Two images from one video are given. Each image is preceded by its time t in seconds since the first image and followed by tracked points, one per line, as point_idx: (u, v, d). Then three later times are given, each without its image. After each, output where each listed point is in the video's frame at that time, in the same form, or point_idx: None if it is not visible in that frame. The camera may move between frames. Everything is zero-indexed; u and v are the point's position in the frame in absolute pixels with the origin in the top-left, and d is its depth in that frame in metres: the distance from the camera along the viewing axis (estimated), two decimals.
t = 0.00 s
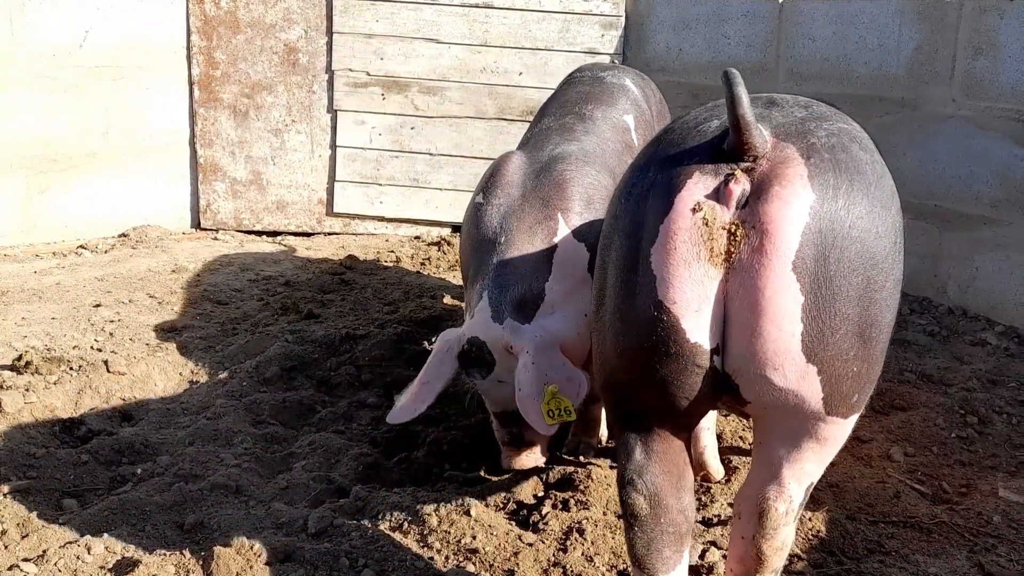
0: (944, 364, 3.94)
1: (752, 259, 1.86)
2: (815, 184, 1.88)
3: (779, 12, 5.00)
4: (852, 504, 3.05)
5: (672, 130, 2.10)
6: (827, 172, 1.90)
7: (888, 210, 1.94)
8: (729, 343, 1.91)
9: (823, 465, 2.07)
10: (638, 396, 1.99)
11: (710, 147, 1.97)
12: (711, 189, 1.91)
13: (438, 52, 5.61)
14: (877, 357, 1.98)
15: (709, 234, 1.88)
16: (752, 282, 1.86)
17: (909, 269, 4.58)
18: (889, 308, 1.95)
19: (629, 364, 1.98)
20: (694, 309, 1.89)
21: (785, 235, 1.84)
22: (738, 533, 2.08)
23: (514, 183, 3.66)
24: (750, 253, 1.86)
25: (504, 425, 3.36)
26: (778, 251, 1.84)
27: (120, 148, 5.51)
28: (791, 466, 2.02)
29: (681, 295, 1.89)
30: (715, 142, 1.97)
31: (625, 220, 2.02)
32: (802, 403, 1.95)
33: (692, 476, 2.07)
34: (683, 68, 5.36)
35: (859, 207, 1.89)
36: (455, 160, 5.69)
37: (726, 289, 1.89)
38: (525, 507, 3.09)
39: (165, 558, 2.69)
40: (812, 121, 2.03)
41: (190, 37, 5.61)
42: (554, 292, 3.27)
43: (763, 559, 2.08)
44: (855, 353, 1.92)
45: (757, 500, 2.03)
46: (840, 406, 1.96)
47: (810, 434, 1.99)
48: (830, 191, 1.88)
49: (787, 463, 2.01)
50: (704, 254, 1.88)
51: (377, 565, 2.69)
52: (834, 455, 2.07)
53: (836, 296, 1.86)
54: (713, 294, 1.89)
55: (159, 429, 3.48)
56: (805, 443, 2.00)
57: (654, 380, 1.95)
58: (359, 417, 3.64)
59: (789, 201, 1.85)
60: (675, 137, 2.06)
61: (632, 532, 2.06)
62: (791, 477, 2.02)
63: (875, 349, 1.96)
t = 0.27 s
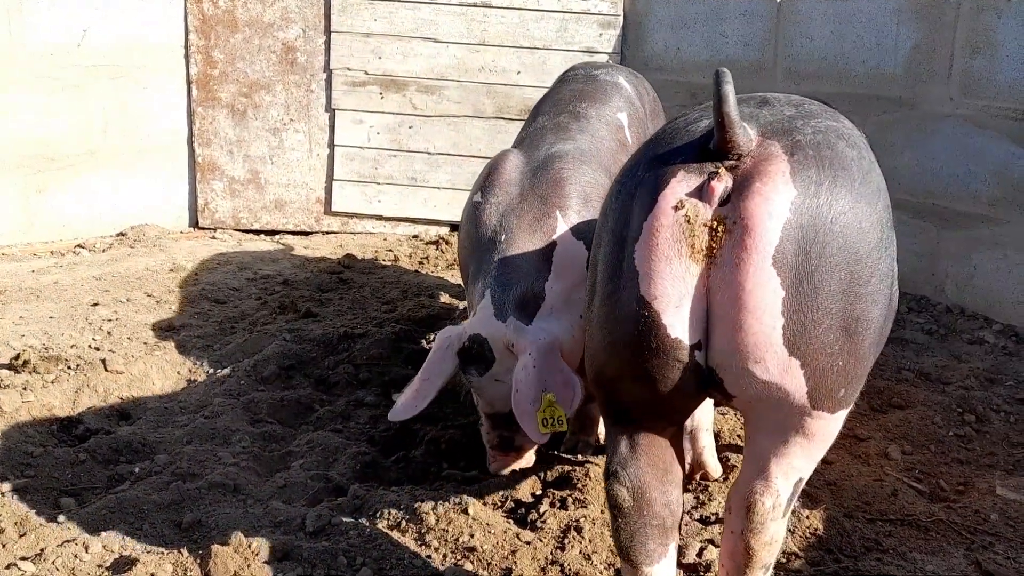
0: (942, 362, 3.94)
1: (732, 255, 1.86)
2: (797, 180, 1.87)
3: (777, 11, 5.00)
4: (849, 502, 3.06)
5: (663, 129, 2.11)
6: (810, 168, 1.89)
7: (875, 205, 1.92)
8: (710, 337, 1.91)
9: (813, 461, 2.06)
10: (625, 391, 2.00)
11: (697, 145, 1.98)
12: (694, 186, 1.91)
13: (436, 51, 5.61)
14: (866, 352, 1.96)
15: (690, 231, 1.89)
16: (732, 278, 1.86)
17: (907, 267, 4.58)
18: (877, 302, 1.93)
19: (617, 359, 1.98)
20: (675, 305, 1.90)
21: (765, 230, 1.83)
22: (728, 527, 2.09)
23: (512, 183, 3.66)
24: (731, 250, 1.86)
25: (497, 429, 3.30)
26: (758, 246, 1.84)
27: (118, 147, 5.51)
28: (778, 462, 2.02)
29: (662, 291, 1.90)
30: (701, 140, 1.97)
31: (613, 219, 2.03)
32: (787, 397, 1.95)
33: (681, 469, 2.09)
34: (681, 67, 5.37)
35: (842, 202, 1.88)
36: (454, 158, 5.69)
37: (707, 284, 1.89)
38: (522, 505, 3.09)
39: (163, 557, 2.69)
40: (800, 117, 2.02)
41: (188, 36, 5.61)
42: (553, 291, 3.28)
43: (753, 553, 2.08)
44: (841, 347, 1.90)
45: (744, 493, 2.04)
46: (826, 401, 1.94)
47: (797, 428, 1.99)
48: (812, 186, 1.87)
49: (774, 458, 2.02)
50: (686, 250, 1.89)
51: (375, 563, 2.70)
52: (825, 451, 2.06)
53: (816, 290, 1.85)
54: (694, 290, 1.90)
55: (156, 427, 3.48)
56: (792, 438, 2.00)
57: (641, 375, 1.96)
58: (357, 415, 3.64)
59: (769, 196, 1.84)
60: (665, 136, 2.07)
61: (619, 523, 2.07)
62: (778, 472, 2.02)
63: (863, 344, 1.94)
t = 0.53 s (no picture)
0: (941, 369, 3.94)
1: (747, 262, 1.86)
2: (812, 189, 1.88)
3: (775, 19, 5.00)
4: (849, 508, 3.06)
5: (681, 139, 2.13)
6: (825, 179, 1.90)
7: (888, 217, 1.94)
8: (724, 343, 1.91)
9: (824, 467, 2.05)
10: (638, 388, 2.00)
11: (714, 155, 1.99)
12: (710, 195, 1.93)
13: (436, 57, 5.63)
14: (878, 360, 1.97)
15: (706, 239, 1.90)
16: (747, 285, 1.86)
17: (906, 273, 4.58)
18: (888, 313, 1.94)
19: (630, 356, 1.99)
20: (691, 311, 1.91)
21: (781, 239, 1.84)
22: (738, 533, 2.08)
23: (508, 191, 3.67)
24: (746, 258, 1.86)
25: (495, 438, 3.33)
26: (773, 256, 1.84)
27: (118, 153, 5.51)
28: (791, 468, 2.01)
29: (676, 295, 1.91)
30: (717, 151, 1.99)
31: (629, 227, 2.05)
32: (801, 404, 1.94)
33: (689, 471, 2.07)
34: (681, 73, 5.37)
35: (857, 212, 1.89)
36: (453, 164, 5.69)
37: (722, 291, 1.90)
38: (521, 511, 3.09)
39: (162, 562, 2.68)
40: (818, 128, 2.04)
41: (188, 42, 5.62)
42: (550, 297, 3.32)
43: (763, 558, 2.07)
44: (852, 356, 1.91)
45: (756, 500, 2.03)
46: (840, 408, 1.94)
47: (809, 434, 1.98)
48: (827, 197, 1.88)
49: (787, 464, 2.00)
50: (701, 257, 1.90)
51: (374, 569, 2.69)
52: (836, 458, 2.05)
53: (829, 299, 1.86)
54: (708, 297, 1.91)
55: (156, 433, 3.48)
56: (805, 444, 1.99)
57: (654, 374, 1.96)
58: (356, 421, 3.64)
59: (785, 207, 1.85)
60: (682, 145, 2.09)
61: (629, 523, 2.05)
62: (791, 479, 2.01)
63: (874, 352, 1.94)
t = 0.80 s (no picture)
0: (940, 374, 3.95)
1: (788, 282, 1.86)
2: (853, 208, 1.89)
3: (773, 24, 5.00)
4: (848, 515, 3.06)
5: (707, 146, 2.11)
6: (864, 196, 1.91)
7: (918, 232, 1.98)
8: (765, 359, 1.91)
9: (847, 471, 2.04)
10: (669, 396, 2.01)
11: (748, 167, 1.98)
12: (750, 212, 1.91)
13: (435, 64, 5.64)
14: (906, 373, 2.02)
15: (748, 256, 1.88)
16: (789, 304, 1.86)
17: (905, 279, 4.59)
18: (918, 324, 1.98)
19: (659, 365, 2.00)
20: (731, 328, 1.90)
21: (823, 260, 1.85)
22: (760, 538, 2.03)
23: (508, 196, 3.66)
24: (788, 277, 1.86)
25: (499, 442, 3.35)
26: (815, 276, 1.85)
27: (118, 160, 5.52)
28: (818, 472, 1.99)
29: (717, 313, 1.90)
30: (751, 163, 1.98)
31: (660, 236, 2.03)
32: (834, 413, 1.95)
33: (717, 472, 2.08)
34: (678, 80, 5.40)
35: (893, 230, 1.92)
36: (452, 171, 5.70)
37: (762, 310, 1.89)
38: (521, 518, 3.09)
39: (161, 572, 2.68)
40: (848, 138, 2.04)
41: (188, 50, 5.63)
42: (550, 300, 3.33)
43: (785, 563, 2.03)
44: (887, 371, 1.94)
45: (782, 503, 1.99)
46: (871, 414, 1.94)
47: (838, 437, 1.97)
48: (867, 216, 1.89)
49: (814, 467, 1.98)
50: (742, 275, 1.89)
51: None
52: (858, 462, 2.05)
53: (871, 318, 1.88)
54: (751, 314, 1.90)
55: (156, 441, 3.48)
56: (834, 446, 1.98)
57: (685, 384, 1.97)
58: (356, 429, 3.64)
59: (827, 226, 1.86)
60: (711, 157, 2.06)
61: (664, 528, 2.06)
62: (818, 482, 1.98)
63: (904, 363, 1.98)
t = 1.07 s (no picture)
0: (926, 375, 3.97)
1: (844, 309, 2.01)
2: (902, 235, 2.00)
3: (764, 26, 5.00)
4: (833, 514, 3.08)
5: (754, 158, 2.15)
6: (911, 222, 2.02)
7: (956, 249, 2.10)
8: (815, 374, 2.08)
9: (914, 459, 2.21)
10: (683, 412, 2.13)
11: (800, 189, 2.04)
12: (809, 236, 2.00)
13: (426, 62, 5.63)
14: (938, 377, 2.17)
15: (809, 281, 2.00)
16: (845, 326, 2.01)
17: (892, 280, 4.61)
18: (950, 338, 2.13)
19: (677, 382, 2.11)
20: (787, 347, 2.03)
21: (879, 288, 1.98)
22: (855, 535, 2.21)
23: (503, 193, 3.66)
24: (843, 302, 2.01)
25: (486, 434, 3.33)
26: (871, 305, 1.99)
27: (106, 155, 5.50)
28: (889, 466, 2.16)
29: (776, 336, 2.02)
30: (802, 185, 2.04)
31: (707, 252, 2.09)
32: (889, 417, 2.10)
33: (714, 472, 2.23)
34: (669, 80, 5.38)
35: (936, 253, 2.04)
36: (442, 168, 5.70)
37: (819, 332, 2.04)
38: (508, 515, 3.10)
39: (147, 568, 2.68)
40: (889, 160, 2.12)
41: (178, 45, 5.60)
42: (543, 299, 3.36)
43: (887, 555, 2.20)
44: (930, 381, 2.08)
45: (868, 502, 2.17)
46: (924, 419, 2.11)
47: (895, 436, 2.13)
48: (915, 242, 2.01)
49: (886, 462, 2.15)
50: (803, 301, 2.00)
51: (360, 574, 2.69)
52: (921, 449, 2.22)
53: (918, 338, 2.02)
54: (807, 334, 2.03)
55: (143, 437, 3.47)
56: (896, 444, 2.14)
57: (708, 396, 2.09)
58: (344, 425, 3.64)
59: (880, 254, 1.98)
60: (758, 171, 2.11)
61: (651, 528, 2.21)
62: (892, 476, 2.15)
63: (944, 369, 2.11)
